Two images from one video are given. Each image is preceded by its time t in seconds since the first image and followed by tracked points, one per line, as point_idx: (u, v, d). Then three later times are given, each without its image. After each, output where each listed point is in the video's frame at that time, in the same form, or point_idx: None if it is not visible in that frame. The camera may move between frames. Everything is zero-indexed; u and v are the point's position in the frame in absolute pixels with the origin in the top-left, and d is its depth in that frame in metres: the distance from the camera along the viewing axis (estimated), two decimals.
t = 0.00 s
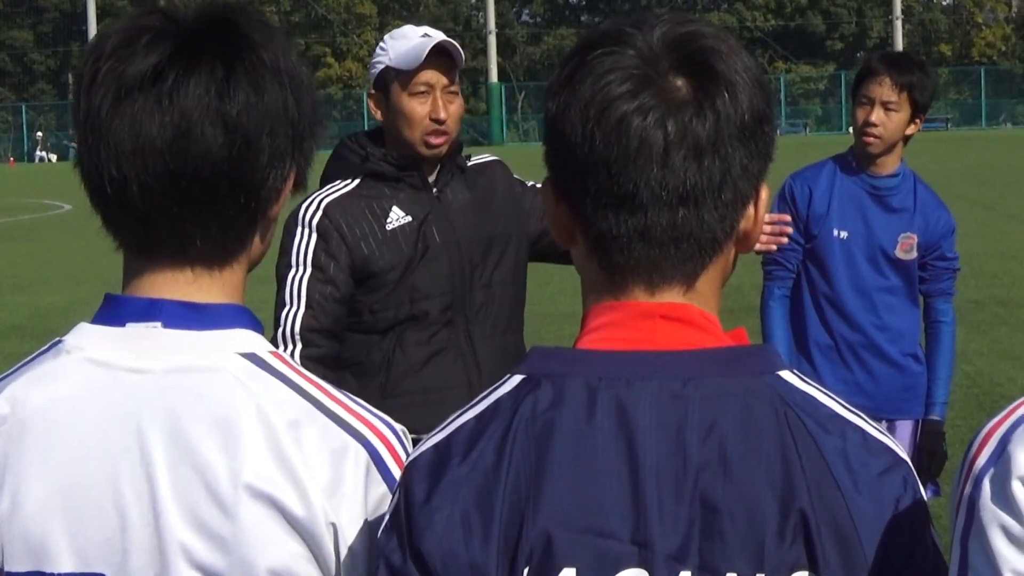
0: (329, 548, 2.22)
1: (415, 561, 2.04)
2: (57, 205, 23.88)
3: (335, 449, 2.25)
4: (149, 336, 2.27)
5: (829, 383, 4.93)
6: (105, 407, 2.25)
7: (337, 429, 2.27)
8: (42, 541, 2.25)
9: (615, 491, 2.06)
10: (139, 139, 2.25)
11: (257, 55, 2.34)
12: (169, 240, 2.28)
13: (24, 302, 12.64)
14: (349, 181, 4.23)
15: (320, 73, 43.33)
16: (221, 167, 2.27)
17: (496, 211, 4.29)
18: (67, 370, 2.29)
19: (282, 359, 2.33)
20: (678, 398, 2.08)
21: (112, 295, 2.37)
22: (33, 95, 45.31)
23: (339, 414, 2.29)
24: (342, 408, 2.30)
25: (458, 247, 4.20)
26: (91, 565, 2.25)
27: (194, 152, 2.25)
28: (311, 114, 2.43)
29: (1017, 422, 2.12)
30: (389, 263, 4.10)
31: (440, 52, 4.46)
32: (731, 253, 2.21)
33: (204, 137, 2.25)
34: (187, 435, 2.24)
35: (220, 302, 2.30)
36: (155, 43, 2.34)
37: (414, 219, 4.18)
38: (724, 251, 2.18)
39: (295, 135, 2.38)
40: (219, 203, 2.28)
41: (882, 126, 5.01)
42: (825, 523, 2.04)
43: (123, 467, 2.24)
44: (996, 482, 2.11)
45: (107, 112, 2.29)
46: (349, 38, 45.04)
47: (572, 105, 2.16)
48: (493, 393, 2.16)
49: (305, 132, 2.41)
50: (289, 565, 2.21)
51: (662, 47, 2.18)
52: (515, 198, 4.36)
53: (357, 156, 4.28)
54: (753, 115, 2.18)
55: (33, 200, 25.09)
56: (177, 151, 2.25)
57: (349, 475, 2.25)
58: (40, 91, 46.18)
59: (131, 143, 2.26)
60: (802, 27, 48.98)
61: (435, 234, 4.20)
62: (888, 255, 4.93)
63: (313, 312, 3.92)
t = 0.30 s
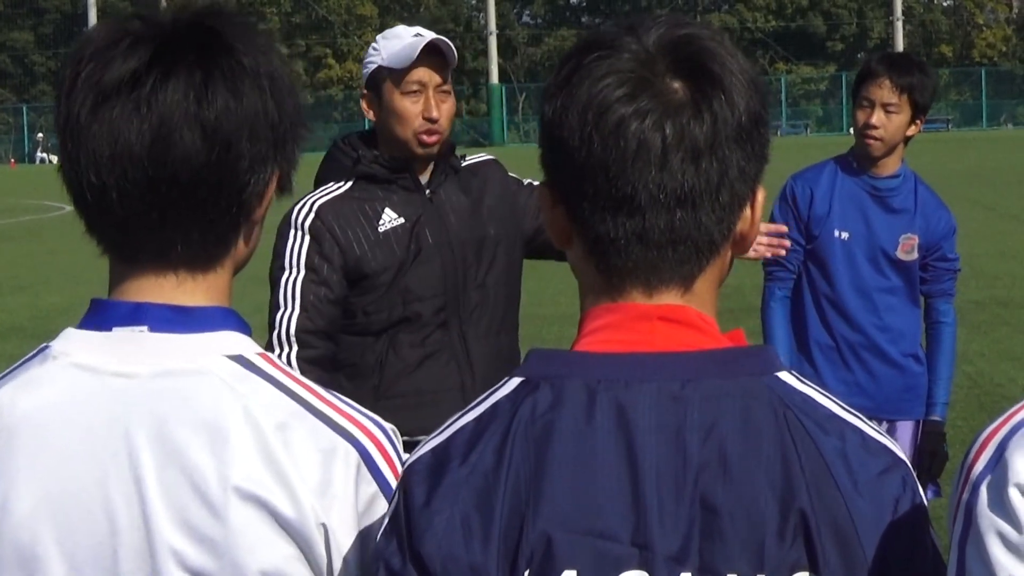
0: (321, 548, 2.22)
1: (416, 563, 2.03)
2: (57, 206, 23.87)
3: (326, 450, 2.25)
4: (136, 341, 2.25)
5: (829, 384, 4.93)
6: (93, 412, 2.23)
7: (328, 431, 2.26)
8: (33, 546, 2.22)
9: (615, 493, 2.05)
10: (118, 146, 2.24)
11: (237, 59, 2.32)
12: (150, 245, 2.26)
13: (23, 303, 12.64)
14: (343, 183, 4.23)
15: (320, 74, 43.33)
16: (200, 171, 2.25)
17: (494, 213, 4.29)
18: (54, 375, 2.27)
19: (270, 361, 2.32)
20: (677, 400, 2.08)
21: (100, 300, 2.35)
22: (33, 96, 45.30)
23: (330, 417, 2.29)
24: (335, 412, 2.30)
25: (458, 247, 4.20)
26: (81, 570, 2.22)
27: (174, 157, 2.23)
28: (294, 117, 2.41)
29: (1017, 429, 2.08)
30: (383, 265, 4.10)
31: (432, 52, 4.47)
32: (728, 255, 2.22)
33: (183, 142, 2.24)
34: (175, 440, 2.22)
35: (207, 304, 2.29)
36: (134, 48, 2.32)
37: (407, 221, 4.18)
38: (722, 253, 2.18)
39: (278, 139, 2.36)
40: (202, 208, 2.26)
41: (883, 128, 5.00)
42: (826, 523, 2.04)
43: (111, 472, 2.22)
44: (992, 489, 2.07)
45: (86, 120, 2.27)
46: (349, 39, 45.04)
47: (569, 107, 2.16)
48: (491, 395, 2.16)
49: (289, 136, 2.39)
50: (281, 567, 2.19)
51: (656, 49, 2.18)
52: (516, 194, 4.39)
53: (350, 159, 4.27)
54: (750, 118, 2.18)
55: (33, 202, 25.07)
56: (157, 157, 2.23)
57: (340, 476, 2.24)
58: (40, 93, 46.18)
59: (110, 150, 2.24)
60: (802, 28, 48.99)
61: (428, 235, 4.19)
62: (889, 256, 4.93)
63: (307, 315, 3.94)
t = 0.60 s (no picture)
0: (321, 550, 2.22)
1: (416, 564, 2.03)
2: (58, 207, 23.88)
3: (325, 451, 2.25)
4: (135, 342, 2.25)
5: (830, 383, 4.94)
6: (91, 413, 2.23)
7: (327, 432, 2.26)
8: (31, 547, 2.22)
9: (614, 493, 2.05)
10: (114, 151, 2.24)
11: (233, 63, 2.32)
12: (148, 247, 2.26)
13: (22, 304, 12.64)
14: (343, 185, 4.22)
15: (321, 75, 43.33)
16: (196, 175, 2.25)
17: (495, 214, 4.29)
18: (53, 377, 2.26)
19: (269, 362, 2.32)
20: (677, 400, 2.07)
21: (100, 302, 2.36)
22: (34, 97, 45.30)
23: (330, 419, 2.28)
24: (334, 413, 2.30)
25: (460, 248, 4.20)
26: (80, 571, 2.22)
27: (170, 162, 2.24)
28: (292, 120, 2.41)
29: (1015, 431, 2.07)
30: (385, 266, 4.10)
31: (429, 52, 4.48)
32: (729, 256, 2.22)
33: (180, 146, 2.24)
34: (172, 441, 2.22)
35: (206, 306, 2.29)
36: (130, 52, 2.32)
37: (409, 223, 4.17)
38: (722, 253, 2.18)
39: (276, 142, 2.36)
40: (199, 211, 2.26)
41: (884, 128, 4.99)
42: (826, 523, 2.04)
43: (109, 473, 2.22)
44: (991, 492, 2.06)
45: (82, 125, 2.27)
46: (350, 40, 45.04)
47: (569, 107, 2.16)
48: (491, 396, 2.16)
49: (287, 139, 2.39)
50: (281, 568, 2.19)
51: (655, 50, 2.18)
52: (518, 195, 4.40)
53: (351, 159, 4.26)
54: (751, 117, 2.18)
55: (34, 203, 25.07)
56: (153, 162, 2.23)
57: (338, 477, 2.25)
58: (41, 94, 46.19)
59: (106, 155, 2.24)
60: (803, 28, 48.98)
61: (430, 236, 4.19)
62: (890, 255, 4.93)
63: (311, 316, 3.93)
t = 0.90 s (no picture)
0: (322, 553, 2.22)
1: (416, 565, 2.04)
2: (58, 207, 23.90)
3: (326, 453, 2.25)
4: (136, 344, 2.25)
5: (828, 382, 4.95)
6: (92, 416, 2.23)
7: (328, 434, 2.26)
8: (32, 549, 2.23)
9: (615, 494, 2.05)
10: (116, 152, 2.24)
11: (236, 65, 2.32)
12: (150, 248, 2.26)
13: (24, 304, 12.65)
14: (343, 185, 4.23)
15: (322, 75, 43.35)
16: (198, 177, 2.25)
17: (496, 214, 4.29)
18: (53, 379, 2.26)
19: (270, 365, 2.32)
20: (678, 401, 2.08)
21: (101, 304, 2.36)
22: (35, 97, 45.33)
23: (331, 421, 2.29)
24: (335, 416, 2.30)
25: (458, 249, 4.19)
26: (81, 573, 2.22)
27: (173, 164, 2.24)
28: (295, 122, 2.41)
29: (1014, 430, 2.07)
30: (383, 266, 4.10)
31: (431, 52, 4.49)
32: (729, 256, 2.22)
33: (182, 148, 2.24)
34: (173, 444, 2.22)
35: (208, 308, 2.29)
36: (132, 53, 2.32)
37: (408, 223, 4.18)
38: (723, 253, 2.18)
39: (278, 145, 2.36)
40: (201, 212, 2.26)
41: (889, 128, 4.99)
42: (827, 525, 2.04)
43: (111, 476, 2.22)
44: (991, 490, 2.06)
45: (85, 126, 2.27)
46: (351, 40, 45.05)
47: (569, 106, 2.17)
48: (492, 397, 2.16)
49: (289, 141, 2.39)
50: (282, 570, 2.19)
51: (657, 50, 2.18)
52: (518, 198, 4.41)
53: (350, 159, 4.27)
54: (751, 116, 2.18)
55: (35, 203, 25.09)
56: (155, 163, 2.24)
57: (340, 479, 2.25)
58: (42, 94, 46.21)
59: (109, 157, 2.24)
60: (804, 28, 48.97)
61: (429, 237, 4.19)
62: (893, 254, 4.92)
63: (312, 316, 3.94)
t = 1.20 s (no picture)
0: (321, 552, 2.22)
1: (416, 563, 2.04)
2: (59, 206, 23.92)
3: (325, 453, 2.25)
4: (134, 343, 2.25)
5: (821, 374, 4.96)
6: (90, 414, 2.23)
7: (327, 433, 2.26)
8: (31, 548, 2.22)
9: (615, 492, 2.05)
10: (117, 145, 2.24)
11: (237, 60, 2.33)
12: (148, 244, 2.26)
13: (26, 303, 12.66)
14: (344, 185, 4.23)
15: (324, 74, 43.33)
16: (198, 172, 2.25)
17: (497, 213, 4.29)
18: (51, 378, 2.26)
19: (268, 364, 2.32)
20: (677, 399, 2.07)
21: (98, 303, 2.35)
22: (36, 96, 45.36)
23: (330, 419, 2.28)
24: (334, 414, 2.30)
25: (457, 249, 4.19)
26: (80, 572, 2.22)
27: (173, 158, 2.24)
28: (295, 118, 2.41)
29: (1013, 426, 2.07)
30: (378, 267, 4.10)
31: (434, 51, 4.50)
32: (730, 254, 2.21)
33: (182, 142, 2.24)
34: (172, 443, 2.22)
35: (206, 307, 2.28)
36: (133, 47, 2.32)
37: (406, 223, 4.17)
38: (724, 251, 2.18)
39: (277, 142, 2.36)
40: (200, 208, 2.26)
41: (896, 121, 4.97)
42: (826, 523, 2.04)
43: (110, 474, 2.22)
44: (989, 486, 2.06)
45: (85, 119, 2.27)
46: (352, 39, 45.03)
47: (569, 102, 2.17)
48: (492, 395, 2.16)
49: (289, 138, 2.39)
50: (281, 570, 2.19)
51: (658, 45, 2.18)
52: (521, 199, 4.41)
53: (352, 159, 4.28)
54: (751, 114, 2.18)
55: (36, 202, 25.09)
56: (156, 158, 2.23)
57: (339, 478, 2.25)
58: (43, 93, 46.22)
59: (109, 150, 2.24)
60: (806, 26, 48.92)
61: (427, 238, 4.18)
62: (897, 249, 4.92)
63: (308, 316, 3.99)
